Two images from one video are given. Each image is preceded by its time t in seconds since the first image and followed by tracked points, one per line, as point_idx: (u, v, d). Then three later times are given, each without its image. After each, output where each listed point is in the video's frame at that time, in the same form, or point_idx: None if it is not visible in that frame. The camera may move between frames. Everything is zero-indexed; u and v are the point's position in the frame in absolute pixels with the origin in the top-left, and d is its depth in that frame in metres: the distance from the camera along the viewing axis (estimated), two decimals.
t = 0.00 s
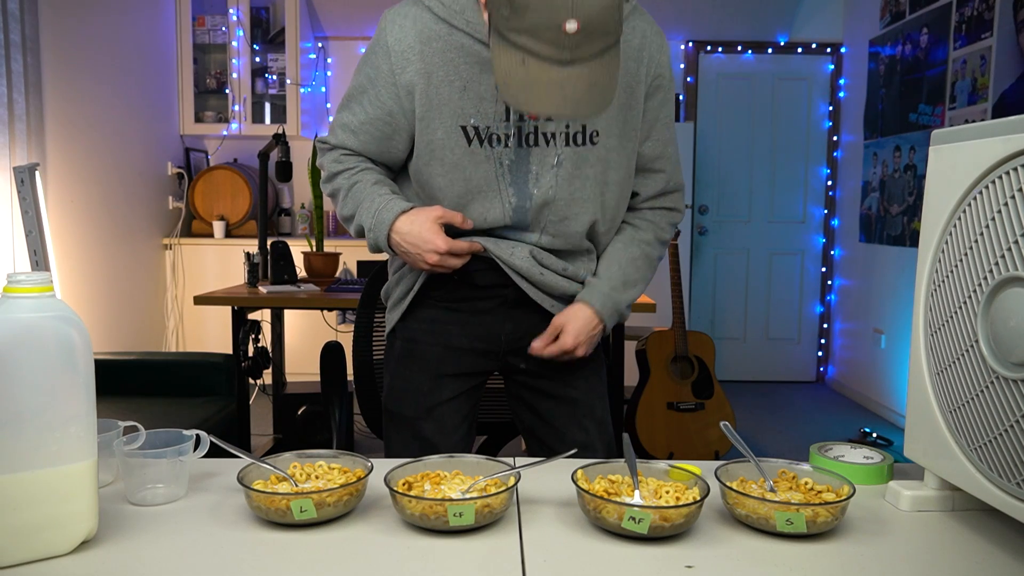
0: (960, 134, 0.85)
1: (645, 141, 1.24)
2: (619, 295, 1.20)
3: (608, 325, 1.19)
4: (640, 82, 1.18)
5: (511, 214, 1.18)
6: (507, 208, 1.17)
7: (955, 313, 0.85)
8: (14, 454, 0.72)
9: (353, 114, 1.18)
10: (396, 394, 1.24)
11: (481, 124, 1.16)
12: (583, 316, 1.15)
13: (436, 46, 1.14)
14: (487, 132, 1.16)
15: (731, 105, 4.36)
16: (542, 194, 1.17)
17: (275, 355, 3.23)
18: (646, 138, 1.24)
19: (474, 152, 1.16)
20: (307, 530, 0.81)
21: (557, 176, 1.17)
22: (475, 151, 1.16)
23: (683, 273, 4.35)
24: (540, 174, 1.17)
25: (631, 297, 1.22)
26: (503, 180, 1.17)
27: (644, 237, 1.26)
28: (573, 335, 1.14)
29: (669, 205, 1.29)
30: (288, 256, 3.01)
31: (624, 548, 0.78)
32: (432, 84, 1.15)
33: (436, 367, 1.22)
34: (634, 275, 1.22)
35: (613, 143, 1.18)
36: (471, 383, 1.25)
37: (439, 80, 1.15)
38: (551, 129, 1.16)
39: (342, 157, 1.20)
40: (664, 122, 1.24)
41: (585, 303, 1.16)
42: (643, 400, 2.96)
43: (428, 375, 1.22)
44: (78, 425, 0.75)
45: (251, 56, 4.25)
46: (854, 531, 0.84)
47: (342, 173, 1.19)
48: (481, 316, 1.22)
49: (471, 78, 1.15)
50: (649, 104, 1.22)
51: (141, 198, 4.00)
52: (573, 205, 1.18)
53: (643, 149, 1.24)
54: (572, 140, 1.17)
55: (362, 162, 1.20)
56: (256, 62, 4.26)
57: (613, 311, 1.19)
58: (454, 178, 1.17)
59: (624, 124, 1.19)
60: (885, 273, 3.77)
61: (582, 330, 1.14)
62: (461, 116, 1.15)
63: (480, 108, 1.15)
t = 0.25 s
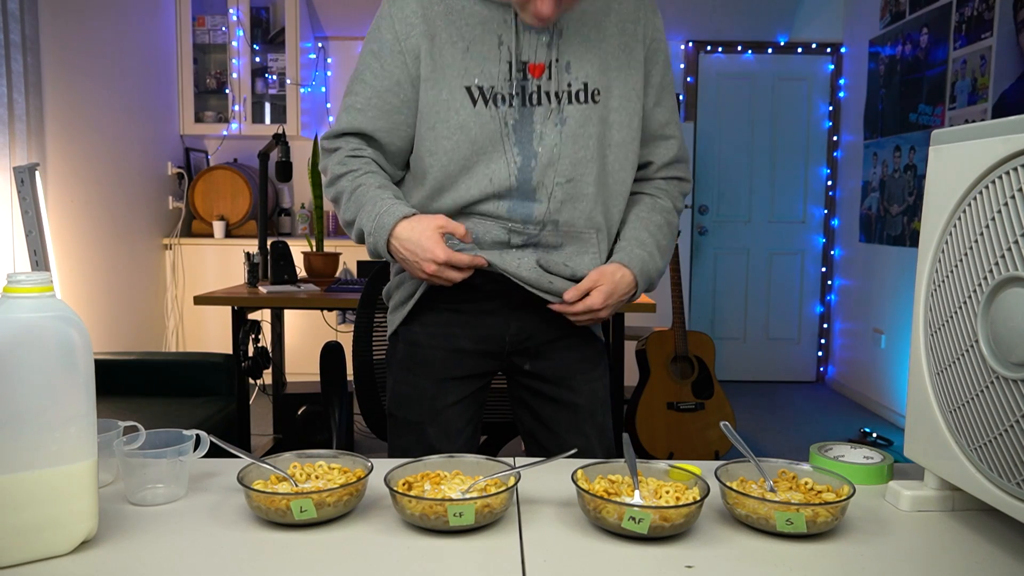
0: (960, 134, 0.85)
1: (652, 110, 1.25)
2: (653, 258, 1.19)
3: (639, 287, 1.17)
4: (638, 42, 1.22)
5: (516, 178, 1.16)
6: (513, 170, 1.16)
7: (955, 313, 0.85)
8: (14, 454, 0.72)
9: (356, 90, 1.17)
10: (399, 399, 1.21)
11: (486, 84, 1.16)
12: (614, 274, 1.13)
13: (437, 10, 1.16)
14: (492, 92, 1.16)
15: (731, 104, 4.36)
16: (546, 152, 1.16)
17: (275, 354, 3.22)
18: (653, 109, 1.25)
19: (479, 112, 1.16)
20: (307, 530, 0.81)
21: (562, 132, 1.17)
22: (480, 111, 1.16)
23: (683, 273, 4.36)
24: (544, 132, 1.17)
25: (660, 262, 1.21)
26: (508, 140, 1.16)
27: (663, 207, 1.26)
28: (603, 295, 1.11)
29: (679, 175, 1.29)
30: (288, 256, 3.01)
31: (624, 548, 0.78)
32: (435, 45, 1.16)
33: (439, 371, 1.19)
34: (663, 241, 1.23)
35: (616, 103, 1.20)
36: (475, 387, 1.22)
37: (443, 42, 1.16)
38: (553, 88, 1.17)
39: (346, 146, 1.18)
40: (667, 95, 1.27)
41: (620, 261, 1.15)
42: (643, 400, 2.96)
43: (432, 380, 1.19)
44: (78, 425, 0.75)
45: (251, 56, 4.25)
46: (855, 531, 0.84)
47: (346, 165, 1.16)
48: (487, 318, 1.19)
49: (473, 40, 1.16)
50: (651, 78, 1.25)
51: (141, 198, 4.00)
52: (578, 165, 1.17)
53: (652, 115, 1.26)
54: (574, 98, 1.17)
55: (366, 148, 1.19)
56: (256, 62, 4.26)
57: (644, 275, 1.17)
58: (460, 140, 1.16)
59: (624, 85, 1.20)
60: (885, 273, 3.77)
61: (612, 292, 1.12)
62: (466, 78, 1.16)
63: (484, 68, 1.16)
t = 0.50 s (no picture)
0: (960, 133, 0.85)
1: (650, 92, 1.26)
2: (664, 251, 1.20)
3: (652, 278, 1.16)
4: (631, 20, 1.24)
5: (522, 151, 1.16)
6: (519, 141, 1.15)
7: (955, 313, 0.85)
8: (14, 454, 0.72)
9: (360, 75, 1.17)
10: (406, 405, 1.19)
11: (490, 57, 1.16)
12: (632, 268, 1.12)
13: None
14: (496, 65, 1.16)
15: (731, 104, 4.36)
16: (550, 122, 1.16)
17: (275, 355, 3.22)
18: (651, 92, 1.26)
19: (484, 85, 1.15)
20: (307, 530, 0.81)
21: (566, 103, 1.17)
22: (485, 82, 1.15)
23: (683, 273, 4.36)
24: (548, 102, 1.17)
25: (670, 253, 1.21)
26: (513, 111, 1.16)
27: (663, 199, 1.26)
28: (621, 290, 1.11)
29: (674, 164, 1.30)
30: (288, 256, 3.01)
31: (624, 548, 0.78)
32: (438, 21, 1.16)
33: (446, 377, 1.18)
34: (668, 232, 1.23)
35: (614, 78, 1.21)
36: (480, 392, 1.21)
37: (446, 17, 1.16)
38: (555, 60, 1.18)
39: (351, 138, 1.17)
40: (664, 80, 1.28)
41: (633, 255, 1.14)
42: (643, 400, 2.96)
43: (438, 385, 1.18)
44: (78, 425, 0.75)
45: (251, 56, 4.25)
46: (855, 531, 0.84)
47: (354, 162, 1.15)
48: (492, 321, 1.19)
49: (476, 15, 1.17)
50: (648, 61, 1.26)
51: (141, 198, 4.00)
52: (584, 136, 1.17)
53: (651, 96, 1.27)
54: (576, 69, 1.18)
55: (370, 138, 1.18)
56: (256, 62, 4.26)
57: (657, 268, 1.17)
58: (466, 113, 1.15)
59: (621, 62, 1.22)
60: (885, 273, 3.77)
61: (631, 287, 1.12)
62: (470, 52, 1.16)
63: (488, 42, 1.16)
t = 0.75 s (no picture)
0: (960, 133, 0.85)
1: (649, 90, 1.27)
2: (662, 254, 1.20)
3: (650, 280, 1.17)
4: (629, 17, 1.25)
5: (526, 146, 1.15)
6: (522, 133, 1.15)
7: (955, 313, 0.85)
8: (14, 454, 0.72)
9: (363, 70, 1.17)
10: (410, 408, 1.19)
11: (492, 50, 1.16)
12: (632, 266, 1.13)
13: None
14: (497, 58, 1.16)
15: (732, 104, 4.36)
16: (553, 114, 1.16)
17: (275, 355, 3.22)
18: (649, 90, 1.27)
19: (486, 77, 1.15)
20: (307, 530, 0.81)
21: (568, 95, 1.17)
22: (487, 75, 1.15)
23: (683, 273, 4.36)
24: (550, 95, 1.17)
25: (669, 257, 1.22)
26: (516, 104, 1.16)
27: (656, 197, 1.26)
28: (620, 289, 1.11)
29: (672, 163, 1.30)
30: (288, 256, 3.01)
31: (624, 548, 0.78)
32: (441, 15, 1.16)
33: (452, 380, 1.18)
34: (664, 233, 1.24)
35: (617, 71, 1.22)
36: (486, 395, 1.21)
37: (448, 11, 1.16)
38: (556, 53, 1.18)
39: (354, 134, 1.16)
40: (662, 78, 1.29)
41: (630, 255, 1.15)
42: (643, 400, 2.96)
43: (444, 389, 1.18)
44: (78, 425, 0.75)
45: (251, 56, 4.25)
46: (855, 531, 0.84)
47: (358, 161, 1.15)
48: (495, 322, 1.18)
49: (477, 9, 1.17)
50: (647, 59, 1.27)
51: (141, 198, 4.00)
52: (586, 128, 1.17)
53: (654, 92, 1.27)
54: (577, 61, 1.18)
55: (373, 135, 1.17)
56: (256, 62, 4.26)
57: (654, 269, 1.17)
58: (470, 108, 1.15)
59: (619, 58, 1.23)
60: (885, 273, 3.77)
61: (629, 288, 1.12)
62: (471, 44, 1.16)
63: (490, 35, 1.16)
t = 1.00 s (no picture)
0: (959, 133, 0.85)
1: (749, 47, 1.03)
2: (747, 304, 1.00)
3: (726, 344, 1.01)
4: None
5: (546, 122, 1.00)
6: (546, 107, 1.00)
7: (955, 313, 0.85)
8: (14, 454, 0.72)
9: (374, 26, 1.04)
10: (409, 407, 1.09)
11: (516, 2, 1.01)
12: (690, 324, 0.98)
13: None
14: (523, 11, 1.01)
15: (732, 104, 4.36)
16: (587, 85, 1.00)
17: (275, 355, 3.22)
18: (749, 47, 1.03)
19: (506, 36, 1.01)
20: (307, 530, 0.81)
21: (607, 59, 1.00)
22: (504, 25, 1.01)
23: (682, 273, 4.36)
24: (585, 57, 1.00)
25: (756, 296, 1.01)
26: (537, 66, 1.00)
27: (767, 217, 1.03)
28: (684, 357, 0.98)
29: (792, 153, 1.05)
30: (288, 256, 3.01)
31: (624, 548, 0.78)
32: None
33: (453, 426, 1.08)
34: (763, 275, 1.02)
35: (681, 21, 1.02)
36: (497, 441, 1.10)
37: None
38: None
39: (356, 110, 1.03)
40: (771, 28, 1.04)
41: (698, 312, 0.99)
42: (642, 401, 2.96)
43: (443, 437, 1.08)
44: (78, 425, 0.75)
45: (251, 55, 4.24)
46: (855, 531, 0.84)
47: (354, 143, 1.03)
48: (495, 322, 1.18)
49: None
50: (742, 9, 1.04)
51: (141, 198, 4.00)
52: (625, 101, 0.99)
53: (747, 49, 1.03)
54: (627, 12, 1.00)
55: (376, 105, 1.03)
56: (256, 62, 4.25)
57: (738, 326, 1.00)
58: (482, 70, 1.01)
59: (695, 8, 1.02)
60: (885, 273, 3.77)
61: (694, 356, 0.98)
62: None
63: None
